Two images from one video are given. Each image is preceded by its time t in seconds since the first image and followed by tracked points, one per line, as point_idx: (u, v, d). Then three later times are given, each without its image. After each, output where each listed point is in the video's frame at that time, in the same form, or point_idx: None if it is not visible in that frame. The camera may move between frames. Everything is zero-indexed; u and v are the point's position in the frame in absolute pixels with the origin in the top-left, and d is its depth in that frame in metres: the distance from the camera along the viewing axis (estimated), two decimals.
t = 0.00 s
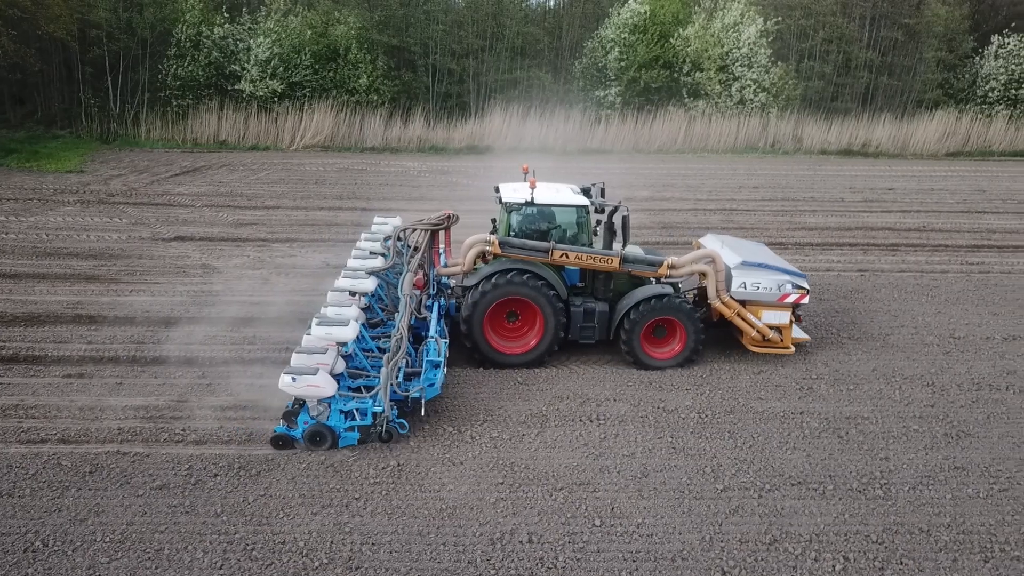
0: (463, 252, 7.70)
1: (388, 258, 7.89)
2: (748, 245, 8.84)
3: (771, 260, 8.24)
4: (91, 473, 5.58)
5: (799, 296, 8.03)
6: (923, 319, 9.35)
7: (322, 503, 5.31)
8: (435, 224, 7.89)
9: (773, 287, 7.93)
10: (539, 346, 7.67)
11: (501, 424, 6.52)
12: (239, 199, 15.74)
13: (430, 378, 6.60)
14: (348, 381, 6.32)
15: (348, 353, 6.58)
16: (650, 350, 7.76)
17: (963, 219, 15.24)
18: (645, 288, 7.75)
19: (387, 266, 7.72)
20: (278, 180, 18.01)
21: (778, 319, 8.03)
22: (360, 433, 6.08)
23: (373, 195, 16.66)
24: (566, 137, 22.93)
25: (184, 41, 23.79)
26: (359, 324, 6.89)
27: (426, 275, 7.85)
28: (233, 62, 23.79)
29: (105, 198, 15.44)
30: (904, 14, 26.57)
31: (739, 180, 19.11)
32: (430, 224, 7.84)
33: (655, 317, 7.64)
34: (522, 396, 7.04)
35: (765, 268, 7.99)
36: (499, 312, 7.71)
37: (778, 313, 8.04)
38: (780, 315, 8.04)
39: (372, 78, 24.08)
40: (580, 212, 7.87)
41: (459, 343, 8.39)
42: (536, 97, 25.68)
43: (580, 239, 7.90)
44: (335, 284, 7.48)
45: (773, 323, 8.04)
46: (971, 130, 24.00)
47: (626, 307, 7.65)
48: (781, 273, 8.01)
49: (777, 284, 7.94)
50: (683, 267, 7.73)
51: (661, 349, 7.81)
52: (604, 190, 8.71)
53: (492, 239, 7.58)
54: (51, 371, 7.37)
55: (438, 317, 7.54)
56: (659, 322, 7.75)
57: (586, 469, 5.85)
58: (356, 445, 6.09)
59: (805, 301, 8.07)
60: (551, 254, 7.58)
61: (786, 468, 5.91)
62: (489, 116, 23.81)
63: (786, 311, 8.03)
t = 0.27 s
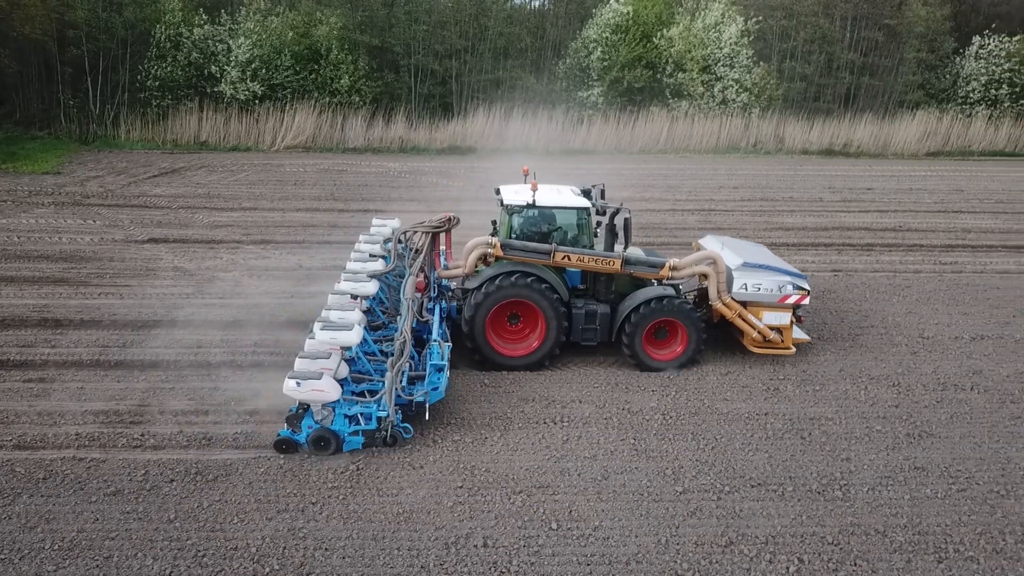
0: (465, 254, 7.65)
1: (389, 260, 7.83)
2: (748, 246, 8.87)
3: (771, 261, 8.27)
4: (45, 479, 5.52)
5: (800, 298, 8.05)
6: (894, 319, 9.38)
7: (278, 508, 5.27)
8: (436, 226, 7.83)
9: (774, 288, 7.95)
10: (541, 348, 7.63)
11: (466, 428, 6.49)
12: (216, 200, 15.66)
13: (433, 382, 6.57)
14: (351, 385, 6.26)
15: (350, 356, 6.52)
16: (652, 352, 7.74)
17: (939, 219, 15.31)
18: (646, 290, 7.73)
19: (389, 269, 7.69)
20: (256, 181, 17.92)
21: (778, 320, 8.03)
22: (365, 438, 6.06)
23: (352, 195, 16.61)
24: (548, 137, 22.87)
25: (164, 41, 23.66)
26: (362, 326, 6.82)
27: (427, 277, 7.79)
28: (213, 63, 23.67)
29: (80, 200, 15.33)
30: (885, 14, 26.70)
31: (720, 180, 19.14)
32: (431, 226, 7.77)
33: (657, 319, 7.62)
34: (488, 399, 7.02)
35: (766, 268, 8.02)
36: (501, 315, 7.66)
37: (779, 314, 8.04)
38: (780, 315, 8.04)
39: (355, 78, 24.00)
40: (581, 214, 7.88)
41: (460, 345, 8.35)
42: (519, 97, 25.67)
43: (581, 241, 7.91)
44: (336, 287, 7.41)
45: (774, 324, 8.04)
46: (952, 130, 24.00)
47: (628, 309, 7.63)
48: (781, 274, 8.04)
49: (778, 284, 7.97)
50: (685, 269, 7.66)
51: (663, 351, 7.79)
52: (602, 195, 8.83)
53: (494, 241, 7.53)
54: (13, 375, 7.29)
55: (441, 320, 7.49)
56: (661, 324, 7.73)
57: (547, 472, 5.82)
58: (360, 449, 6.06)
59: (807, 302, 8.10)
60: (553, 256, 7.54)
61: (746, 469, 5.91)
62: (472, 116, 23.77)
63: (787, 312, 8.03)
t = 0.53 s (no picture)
0: (463, 255, 7.64)
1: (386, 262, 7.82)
2: (742, 247, 8.91)
3: (766, 262, 8.31)
4: None
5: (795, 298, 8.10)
6: (863, 318, 9.42)
7: (234, 513, 5.22)
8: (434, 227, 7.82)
9: (769, 288, 7.99)
10: (537, 349, 7.61)
11: (430, 431, 6.46)
12: (191, 202, 15.54)
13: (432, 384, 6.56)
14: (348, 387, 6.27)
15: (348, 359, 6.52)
16: (648, 352, 7.73)
17: (914, 218, 15.40)
18: (643, 290, 7.72)
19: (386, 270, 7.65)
20: (232, 182, 17.79)
21: (774, 319, 8.07)
22: (364, 440, 6.05)
23: (328, 196, 16.52)
24: (528, 138, 22.84)
25: (141, 41, 23.47)
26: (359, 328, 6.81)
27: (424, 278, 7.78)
28: (191, 63, 23.49)
29: (52, 202, 15.17)
30: (863, 14, 26.88)
31: (698, 180, 19.19)
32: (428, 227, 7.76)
33: (653, 319, 7.61)
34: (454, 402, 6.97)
35: (761, 268, 8.07)
36: (497, 316, 7.65)
37: (774, 313, 8.09)
38: (776, 315, 8.09)
39: (334, 79, 23.88)
40: (576, 215, 7.84)
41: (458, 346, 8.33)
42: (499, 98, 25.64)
43: (577, 241, 7.88)
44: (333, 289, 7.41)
45: (769, 324, 8.09)
46: (929, 129, 24.10)
47: (625, 309, 7.62)
48: (776, 274, 8.08)
49: (773, 285, 8.01)
50: (682, 270, 7.67)
51: (659, 351, 7.78)
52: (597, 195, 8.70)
53: (491, 241, 7.50)
54: None
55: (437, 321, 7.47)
56: (657, 324, 7.73)
57: (508, 474, 5.80)
58: (360, 451, 6.05)
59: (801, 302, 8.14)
60: (550, 257, 7.50)
61: (706, 469, 5.91)
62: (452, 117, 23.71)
63: (782, 312, 8.08)
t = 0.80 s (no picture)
0: (459, 255, 7.62)
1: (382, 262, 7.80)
2: (738, 245, 8.95)
3: (761, 259, 8.36)
4: None
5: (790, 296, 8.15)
6: (835, 316, 9.44)
7: (188, 516, 5.17)
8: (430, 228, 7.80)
9: (765, 286, 8.04)
10: (535, 349, 7.61)
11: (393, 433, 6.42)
12: (167, 202, 15.43)
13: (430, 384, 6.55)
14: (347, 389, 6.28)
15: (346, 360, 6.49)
16: (645, 351, 7.77)
17: (891, 217, 15.46)
18: (639, 289, 7.75)
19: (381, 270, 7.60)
20: (210, 183, 17.68)
21: (770, 317, 8.13)
22: (363, 440, 6.06)
23: (306, 196, 16.45)
24: (508, 138, 22.81)
25: (119, 41, 23.32)
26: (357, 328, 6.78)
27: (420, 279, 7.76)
28: (170, 63, 23.35)
29: (24, 203, 15.02)
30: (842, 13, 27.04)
31: (677, 179, 19.21)
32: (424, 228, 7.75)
33: (650, 318, 7.65)
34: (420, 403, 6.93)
35: (757, 266, 8.11)
36: (494, 317, 7.64)
37: (770, 312, 8.14)
38: (771, 313, 8.14)
39: (315, 79, 23.76)
40: (571, 215, 7.84)
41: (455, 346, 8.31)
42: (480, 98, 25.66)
43: (573, 241, 7.88)
44: (329, 290, 7.39)
45: (766, 322, 8.14)
46: (908, 128, 24.16)
47: (622, 308, 7.64)
48: (772, 272, 8.13)
49: (769, 283, 8.06)
50: (677, 268, 7.71)
51: (656, 349, 7.83)
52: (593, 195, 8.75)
53: (488, 242, 7.49)
54: None
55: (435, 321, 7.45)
56: (654, 323, 7.77)
57: (469, 476, 5.77)
58: (359, 452, 6.06)
59: (797, 300, 8.20)
60: (547, 257, 7.52)
61: (667, 468, 5.91)
62: (433, 116, 23.63)
63: (777, 310, 8.13)
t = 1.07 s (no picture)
0: (456, 255, 7.58)
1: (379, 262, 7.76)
2: (734, 243, 8.91)
3: (756, 256, 8.31)
4: None
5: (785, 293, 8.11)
6: (803, 315, 9.47)
7: (136, 521, 5.11)
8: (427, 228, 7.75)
9: (760, 283, 8.00)
10: (532, 348, 7.57)
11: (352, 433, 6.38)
12: (139, 204, 15.27)
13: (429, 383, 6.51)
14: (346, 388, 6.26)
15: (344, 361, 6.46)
16: (642, 350, 7.77)
17: (865, 216, 15.53)
18: (636, 288, 7.75)
19: (379, 270, 7.59)
20: (185, 184, 17.52)
21: (765, 315, 8.12)
22: (363, 440, 6.04)
23: (281, 197, 16.35)
24: (489, 138, 22.71)
25: (96, 40, 23.07)
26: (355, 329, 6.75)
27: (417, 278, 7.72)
28: (147, 63, 23.09)
29: None
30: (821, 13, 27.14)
31: (655, 179, 19.21)
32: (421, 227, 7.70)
33: (647, 316, 7.65)
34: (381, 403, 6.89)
35: (753, 263, 8.05)
36: (492, 317, 7.59)
37: (765, 309, 8.13)
38: (767, 310, 8.14)
39: (294, 79, 23.47)
40: (567, 215, 7.83)
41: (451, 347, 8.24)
42: (461, 97, 25.59)
43: (570, 240, 7.87)
44: (325, 291, 7.35)
45: (761, 319, 8.13)
46: (886, 127, 24.25)
47: (619, 307, 7.63)
48: (767, 269, 8.08)
49: (764, 280, 8.01)
50: (673, 266, 7.76)
51: (653, 348, 7.82)
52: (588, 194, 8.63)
53: (485, 242, 7.47)
54: None
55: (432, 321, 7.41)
56: (651, 321, 7.76)
57: (425, 476, 5.75)
58: (359, 452, 6.05)
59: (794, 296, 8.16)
60: (544, 256, 7.51)
61: (623, 467, 5.91)
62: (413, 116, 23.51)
63: (773, 307, 8.12)
